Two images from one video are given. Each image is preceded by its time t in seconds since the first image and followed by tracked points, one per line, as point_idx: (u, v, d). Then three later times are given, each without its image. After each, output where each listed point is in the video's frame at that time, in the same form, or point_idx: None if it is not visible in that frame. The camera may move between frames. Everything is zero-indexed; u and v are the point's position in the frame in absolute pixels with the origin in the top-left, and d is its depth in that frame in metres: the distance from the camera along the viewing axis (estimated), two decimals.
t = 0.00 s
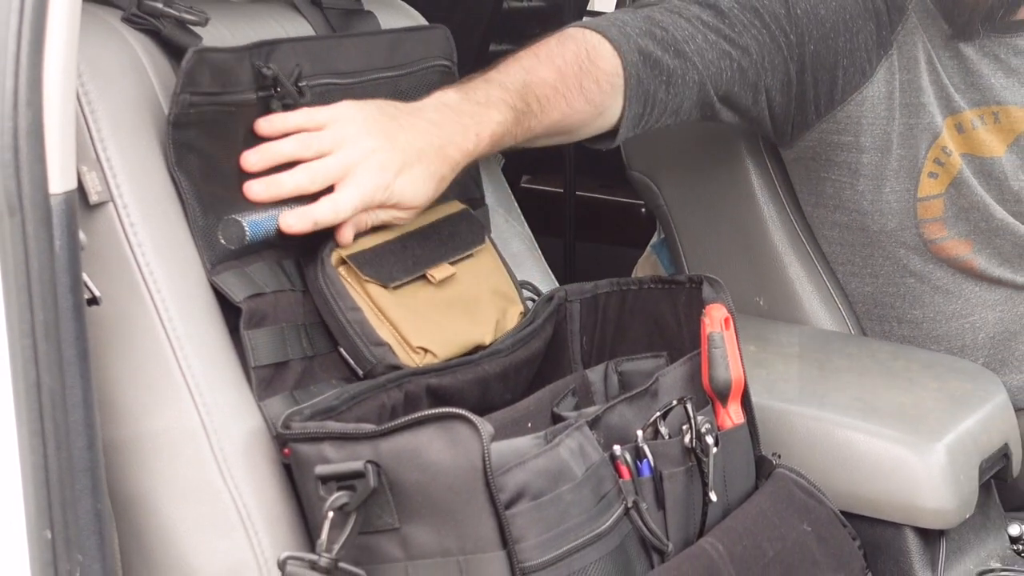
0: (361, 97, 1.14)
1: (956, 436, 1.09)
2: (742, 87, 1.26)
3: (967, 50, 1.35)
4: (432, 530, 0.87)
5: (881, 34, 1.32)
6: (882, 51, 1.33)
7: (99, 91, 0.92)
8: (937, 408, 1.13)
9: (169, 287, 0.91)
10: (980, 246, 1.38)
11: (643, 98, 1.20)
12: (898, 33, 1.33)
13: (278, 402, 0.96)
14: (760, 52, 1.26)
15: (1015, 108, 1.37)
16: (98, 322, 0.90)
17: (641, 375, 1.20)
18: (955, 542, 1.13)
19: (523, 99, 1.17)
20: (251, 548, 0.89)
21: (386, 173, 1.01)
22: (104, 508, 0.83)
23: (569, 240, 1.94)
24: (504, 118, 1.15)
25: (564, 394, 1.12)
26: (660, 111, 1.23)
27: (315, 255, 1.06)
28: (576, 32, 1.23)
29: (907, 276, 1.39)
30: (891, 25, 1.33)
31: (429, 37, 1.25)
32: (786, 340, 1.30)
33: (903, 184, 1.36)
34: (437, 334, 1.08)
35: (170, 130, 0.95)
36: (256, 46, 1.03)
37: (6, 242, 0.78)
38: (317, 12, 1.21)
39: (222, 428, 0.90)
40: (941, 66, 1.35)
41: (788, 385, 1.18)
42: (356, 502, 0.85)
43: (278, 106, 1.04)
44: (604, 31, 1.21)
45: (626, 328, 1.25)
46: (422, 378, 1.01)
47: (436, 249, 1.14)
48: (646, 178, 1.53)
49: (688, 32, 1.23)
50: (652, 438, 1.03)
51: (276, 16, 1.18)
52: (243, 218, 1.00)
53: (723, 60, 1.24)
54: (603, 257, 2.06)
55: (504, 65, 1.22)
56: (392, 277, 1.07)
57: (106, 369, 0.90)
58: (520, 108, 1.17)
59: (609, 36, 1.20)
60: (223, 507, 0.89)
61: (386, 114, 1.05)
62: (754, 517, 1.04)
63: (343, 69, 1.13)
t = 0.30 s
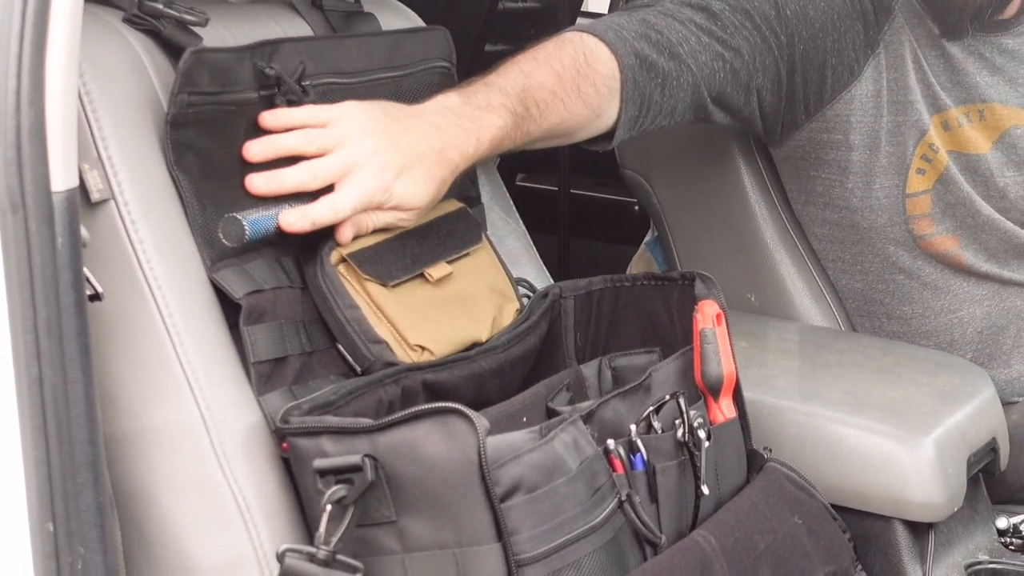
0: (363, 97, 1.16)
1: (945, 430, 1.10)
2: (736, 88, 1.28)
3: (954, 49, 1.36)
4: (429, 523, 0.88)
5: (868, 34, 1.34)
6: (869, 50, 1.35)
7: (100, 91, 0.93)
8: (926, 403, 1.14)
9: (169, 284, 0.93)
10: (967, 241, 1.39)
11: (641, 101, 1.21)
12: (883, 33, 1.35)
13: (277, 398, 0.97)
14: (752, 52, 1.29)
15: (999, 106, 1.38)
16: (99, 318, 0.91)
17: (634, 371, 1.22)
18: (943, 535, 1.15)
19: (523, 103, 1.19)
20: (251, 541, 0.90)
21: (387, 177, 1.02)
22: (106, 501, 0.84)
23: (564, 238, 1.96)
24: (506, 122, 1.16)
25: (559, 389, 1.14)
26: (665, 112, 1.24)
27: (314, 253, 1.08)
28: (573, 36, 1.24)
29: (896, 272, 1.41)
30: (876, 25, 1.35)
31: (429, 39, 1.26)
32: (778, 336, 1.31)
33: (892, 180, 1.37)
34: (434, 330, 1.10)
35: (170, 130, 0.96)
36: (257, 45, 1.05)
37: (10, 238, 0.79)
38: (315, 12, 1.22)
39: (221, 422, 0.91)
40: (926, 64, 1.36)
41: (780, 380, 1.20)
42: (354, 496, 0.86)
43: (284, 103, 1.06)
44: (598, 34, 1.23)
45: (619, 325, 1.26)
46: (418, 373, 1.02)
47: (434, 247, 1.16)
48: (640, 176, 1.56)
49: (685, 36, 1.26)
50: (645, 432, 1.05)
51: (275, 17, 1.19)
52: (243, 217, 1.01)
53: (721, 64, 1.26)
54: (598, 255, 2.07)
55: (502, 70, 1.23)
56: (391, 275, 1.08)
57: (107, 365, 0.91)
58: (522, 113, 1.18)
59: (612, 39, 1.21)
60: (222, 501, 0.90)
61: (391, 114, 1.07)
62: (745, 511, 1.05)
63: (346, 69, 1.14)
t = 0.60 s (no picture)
0: (371, 94, 1.16)
1: (934, 425, 1.12)
2: (667, 119, 1.40)
3: (943, 48, 1.38)
4: (426, 517, 0.90)
5: (829, 43, 1.39)
6: (835, 57, 1.39)
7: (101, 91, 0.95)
8: (916, 399, 1.16)
9: (169, 280, 0.94)
10: (955, 239, 1.41)
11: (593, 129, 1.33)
12: (861, 38, 1.38)
13: (276, 393, 0.99)
14: (669, 84, 1.41)
15: (990, 106, 1.39)
16: (100, 314, 0.93)
17: (628, 366, 1.23)
18: (932, 528, 1.17)
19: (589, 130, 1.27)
20: (250, 534, 0.91)
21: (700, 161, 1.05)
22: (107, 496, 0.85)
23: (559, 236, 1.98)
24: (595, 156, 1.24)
25: (554, 383, 1.15)
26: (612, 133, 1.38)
27: (314, 248, 1.09)
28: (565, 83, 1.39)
29: (886, 270, 1.43)
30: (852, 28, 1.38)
31: (429, 39, 1.26)
32: (770, 333, 1.33)
33: (875, 180, 1.40)
34: (432, 326, 1.11)
35: (170, 129, 0.97)
36: (259, 45, 1.06)
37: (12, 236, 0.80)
38: (313, 11, 1.23)
39: (221, 418, 0.93)
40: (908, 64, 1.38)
41: (772, 376, 1.21)
42: (352, 489, 0.87)
43: (300, 101, 1.07)
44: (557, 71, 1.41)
45: (612, 323, 1.27)
46: (416, 369, 1.04)
47: (432, 244, 1.17)
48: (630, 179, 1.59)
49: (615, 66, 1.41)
50: (638, 427, 1.06)
51: (275, 17, 1.20)
52: (243, 213, 1.03)
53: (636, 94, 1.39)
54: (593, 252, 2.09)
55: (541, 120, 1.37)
56: (391, 270, 1.10)
57: (108, 359, 0.92)
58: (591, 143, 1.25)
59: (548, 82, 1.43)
60: (222, 495, 0.91)
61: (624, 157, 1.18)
62: (737, 504, 1.07)
63: (351, 67, 1.15)
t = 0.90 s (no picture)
0: (369, 93, 1.17)
1: (923, 419, 1.14)
2: (639, 117, 1.53)
3: (926, 49, 1.40)
4: (422, 510, 0.91)
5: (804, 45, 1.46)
6: (810, 58, 1.46)
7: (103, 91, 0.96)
8: (905, 393, 1.18)
9: (170, 277, 0.95)
10: (939, 233, 1.45)
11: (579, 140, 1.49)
12: (836, 41, 1.45)
13: (274, 388, 1.00)
14: (642, 82, 1.52)
15: (971, 104, 1.41)
16: (101, 310, 0.94)
17: (621, 361, 1.25)
18: (921, 521, 1.18)
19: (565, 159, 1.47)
20: (249, 527, 0.93)
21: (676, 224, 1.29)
22: (108, 490, 0.86)
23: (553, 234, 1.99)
24: (572, 180, 1.47)
25: (548, 378, 1.17)
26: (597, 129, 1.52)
27: (313, 244, 1.11)
28: (549, 99, 1.53)
29: (873, 265, 1.49)
30: (829, 30, 1.45)
31: (427, 39, 1.27)
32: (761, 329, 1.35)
33: (857, 178, 1.47)
34: (428, 322, 1.13)
35: (170, 128, 0.99)
36: (258, 46, 1.07)
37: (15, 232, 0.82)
38: (311, 12, 1.24)
39: (221, 412, 0.94)
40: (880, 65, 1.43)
41: (764, 371, 1.23)
42: (349, 483, 0.89)
43: (299, 100, 1.08)
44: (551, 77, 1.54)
45: (605, 319, 1.28)
46: (413, 364, 1.05)
47: (427, 241, 1.18)
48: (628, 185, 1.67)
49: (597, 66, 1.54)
50: (632, 422, 1.07)
51: (273, 17, 1.22)
52: (243, 211, 1.04)
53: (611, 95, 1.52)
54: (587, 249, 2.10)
55: (526, 135, 1.53)
56: (388, 267, 1.12)
57: (109, 355, 0.93)
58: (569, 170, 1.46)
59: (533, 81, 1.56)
60: (221, 488, 0.93)
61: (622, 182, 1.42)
62: (729, 497, 1.08)
63: (349, 67, 1.16)
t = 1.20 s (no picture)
0: (367, 93, 1.19)
1: (913, 415, 1.15)
2: (647, 78, 1.51)
3: (926, 41, 1.36)
4: (419, 504, 0.92)
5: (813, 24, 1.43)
6: (817, 40, 1.43)
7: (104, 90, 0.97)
8: (895, 389, 1.19)
9: (171, 274, 0.97)
10: (933, 223, 1.45)
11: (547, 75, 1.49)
12: (842, 27, 1.40)
13: (273, 384, 1.01)
14: (652, 41, 1.50)
15: (969, 97, 1.37)
16: (102, 307, 0.95)
17: (616, 357, 1.25)
18: (911, 515, 1.20)
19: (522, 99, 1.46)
20: (247, 520, 0.94)
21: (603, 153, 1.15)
22: (110, 484, 0.88)
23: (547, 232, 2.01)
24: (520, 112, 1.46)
25: (543, 374, 1.18)
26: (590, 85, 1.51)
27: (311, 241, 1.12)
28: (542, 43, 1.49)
29: (866, 253, 1.49)
30: (834, 16, 1.40)
31: (423, 39, 1.29)
32: (753, 325, 1.37)
33: (855, 162, 1.46)
34: (425, 319, 1.14)
35: (170, 127, 1.00)
36: (258, 45, 1.08)
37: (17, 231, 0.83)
38: (310, 12, 1.26)
39: (220, 408, 0.95)
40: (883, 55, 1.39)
41: (756, 367, 1.24)
42: (347, 477, 0.90)
43: (298, 100, 1.09)
44: (557, 21, 1.51)
45: (599, 315, 1.30)
46: (410, 360, 1.07)
47: (423, 238, 1.20)
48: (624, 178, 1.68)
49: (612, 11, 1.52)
50: (626, 417, 1.09)
51: (271, 17, 1.23)
52: (242, 210, 1.05)
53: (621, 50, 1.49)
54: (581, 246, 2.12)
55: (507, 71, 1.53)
56: (385, 264, 1.13)
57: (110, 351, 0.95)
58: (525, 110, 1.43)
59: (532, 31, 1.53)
60: (220, 483, 0.94)
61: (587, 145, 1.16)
62: (722, 491, 1.10)
63: (348, 67, 1.17)
